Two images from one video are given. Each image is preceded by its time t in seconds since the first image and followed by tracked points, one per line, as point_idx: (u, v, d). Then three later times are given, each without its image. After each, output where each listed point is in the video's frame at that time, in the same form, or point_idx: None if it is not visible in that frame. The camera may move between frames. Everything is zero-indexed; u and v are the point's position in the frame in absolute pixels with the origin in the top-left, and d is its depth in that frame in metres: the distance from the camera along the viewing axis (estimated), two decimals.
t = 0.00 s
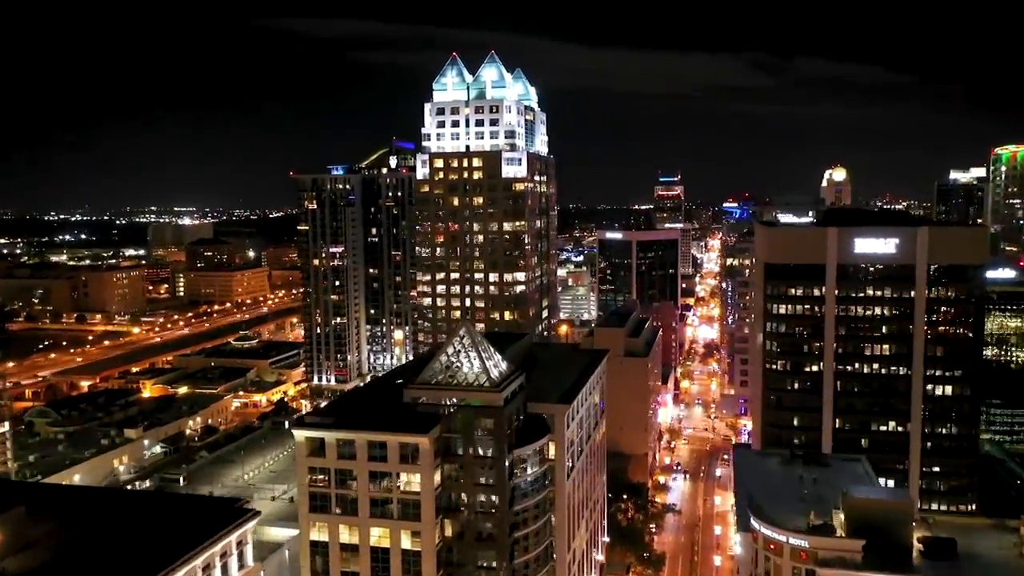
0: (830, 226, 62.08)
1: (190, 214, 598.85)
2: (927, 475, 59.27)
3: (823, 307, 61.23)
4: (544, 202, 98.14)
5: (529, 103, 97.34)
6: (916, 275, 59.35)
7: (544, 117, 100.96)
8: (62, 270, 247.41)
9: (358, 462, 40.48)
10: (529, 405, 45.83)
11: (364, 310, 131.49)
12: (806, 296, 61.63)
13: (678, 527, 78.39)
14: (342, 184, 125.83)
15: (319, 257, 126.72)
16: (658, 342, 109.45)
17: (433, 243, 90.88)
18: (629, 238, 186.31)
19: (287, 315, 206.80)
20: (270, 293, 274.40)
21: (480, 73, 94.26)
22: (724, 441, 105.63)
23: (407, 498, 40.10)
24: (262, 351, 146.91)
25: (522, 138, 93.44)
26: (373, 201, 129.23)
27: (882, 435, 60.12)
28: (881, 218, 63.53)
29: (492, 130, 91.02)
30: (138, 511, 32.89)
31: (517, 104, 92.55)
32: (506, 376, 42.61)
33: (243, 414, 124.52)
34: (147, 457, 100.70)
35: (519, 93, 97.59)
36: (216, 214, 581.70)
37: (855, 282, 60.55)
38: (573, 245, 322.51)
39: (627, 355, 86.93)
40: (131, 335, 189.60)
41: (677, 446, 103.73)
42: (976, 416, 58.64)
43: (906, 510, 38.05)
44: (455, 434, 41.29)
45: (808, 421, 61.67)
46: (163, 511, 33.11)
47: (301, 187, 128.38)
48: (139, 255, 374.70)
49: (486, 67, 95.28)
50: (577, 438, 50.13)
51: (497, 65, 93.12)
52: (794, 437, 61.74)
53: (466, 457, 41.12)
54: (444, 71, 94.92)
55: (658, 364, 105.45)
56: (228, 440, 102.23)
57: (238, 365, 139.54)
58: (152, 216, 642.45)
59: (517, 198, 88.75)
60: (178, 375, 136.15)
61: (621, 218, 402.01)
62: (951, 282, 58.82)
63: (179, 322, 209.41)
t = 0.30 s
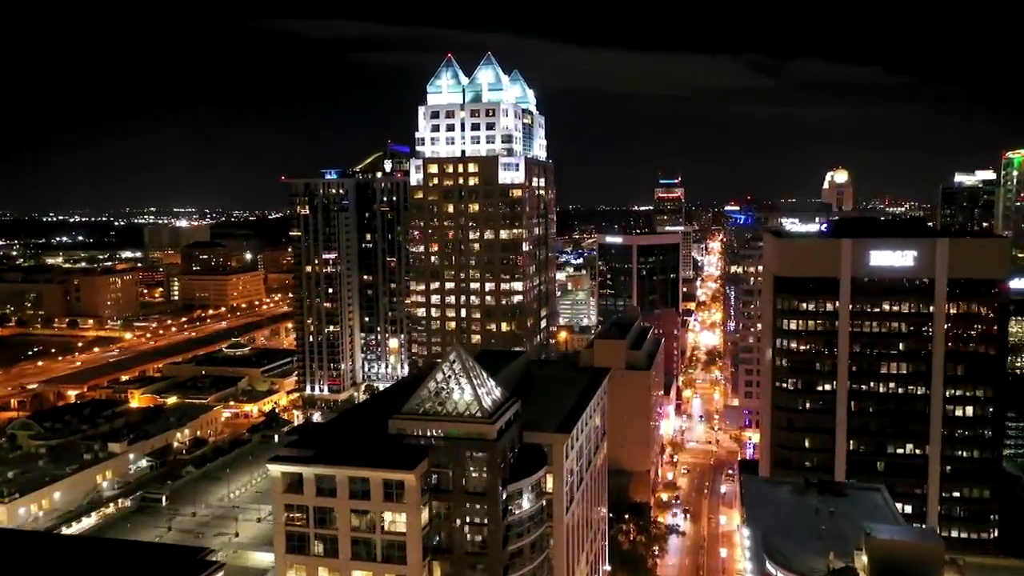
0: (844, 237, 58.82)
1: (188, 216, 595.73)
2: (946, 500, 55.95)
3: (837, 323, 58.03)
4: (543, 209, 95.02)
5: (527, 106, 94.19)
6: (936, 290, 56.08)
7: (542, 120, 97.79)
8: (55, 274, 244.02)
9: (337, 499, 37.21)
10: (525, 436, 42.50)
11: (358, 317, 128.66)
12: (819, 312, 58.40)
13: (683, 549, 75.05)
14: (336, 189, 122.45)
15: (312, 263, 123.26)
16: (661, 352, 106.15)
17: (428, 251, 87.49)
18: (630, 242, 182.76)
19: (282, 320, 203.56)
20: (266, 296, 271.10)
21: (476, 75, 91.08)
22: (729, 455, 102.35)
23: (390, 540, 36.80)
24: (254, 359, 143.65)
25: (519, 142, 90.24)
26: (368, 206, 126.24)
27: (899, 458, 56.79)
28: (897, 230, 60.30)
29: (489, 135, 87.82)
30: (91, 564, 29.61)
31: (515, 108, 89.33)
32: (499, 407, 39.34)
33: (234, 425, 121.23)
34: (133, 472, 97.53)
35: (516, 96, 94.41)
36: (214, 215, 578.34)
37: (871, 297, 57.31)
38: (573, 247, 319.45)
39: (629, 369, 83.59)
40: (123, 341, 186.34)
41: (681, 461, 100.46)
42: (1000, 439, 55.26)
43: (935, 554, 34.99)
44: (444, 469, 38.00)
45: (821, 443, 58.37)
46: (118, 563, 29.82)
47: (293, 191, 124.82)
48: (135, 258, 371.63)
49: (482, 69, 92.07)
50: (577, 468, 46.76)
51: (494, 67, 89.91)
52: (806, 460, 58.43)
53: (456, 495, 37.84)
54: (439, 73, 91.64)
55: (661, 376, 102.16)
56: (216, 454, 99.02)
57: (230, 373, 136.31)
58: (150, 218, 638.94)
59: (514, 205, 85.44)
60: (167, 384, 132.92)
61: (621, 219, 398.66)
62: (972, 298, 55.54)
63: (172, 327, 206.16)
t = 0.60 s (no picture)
0: (860, 248, 55.60)
1: (186, 216, 592.33)
2: (969, 527, 52.71)
3: (853, 339, 54.77)
4: (542, 215, 91.88)
5: (525, 108, 91.05)
6: (959, 304, 52.88)
7: (541, 123, 94.67)
8: (47, 277, 240.41)
9: (316, 542, 33.91)
10: (522, 467, 39.26)
11: (351, 324, 125.39)
12: (834, 328, 55.08)
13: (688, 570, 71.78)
14: (329, 193, 119.15)
15: (304, 270, 119.40)
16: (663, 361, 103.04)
17: (422, 259, 84.22)
18: (629, 246, 178.89)
19: (277, 324, 200.12)
20: (261, 299, 267.58)
21: (472, 76, 87.82)
22: (734, 468, 99.02)
23: None
24: (246, 366, 140.22)
25: (517, 146, 86.98)
26: (361, 209, 123.64)
27: (919, 482, 53.52)
28: (915, 240, 57.14)
29: (485, 138, 84.62)
30: None
31: (512, 110, 86.10)
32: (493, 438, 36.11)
33: (224, 435, 117.79)
34: (117, 486, 94.23)
35: (514, 97, 91.18)
36: (211, 216, 574.65)
37: (889, 312, 54.10)
38: (572, 249, 316.15)
39: (632, 382, 80.40)
40: (114, 346, 182.94)
41: (684, 474, 97.38)
42: None
43: None
44: (434, 507, 34.74)
45: (836, 464, 55.12)
46: None
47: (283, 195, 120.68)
48: (131, 260, 368.25)
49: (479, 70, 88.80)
50: (578, 499, 43.46)
51: (491, 67, 86.72)
52: (819, 483, 55.10)
53: (446, 536, 34.59)
54: (434, 74, 88.33)
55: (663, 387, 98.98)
56: (203, 467, 95.68)
57: (220, 381, 132.90)
58: (147, 218, 635.28)
59: (511, 211, 82.26)
60: (157, 392, 129.48)
61: (621, 219, 395.30)
62: (998, 313, 52.30)
63: (165, 332, 202.80)
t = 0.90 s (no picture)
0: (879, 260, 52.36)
1: (182, 216, 588.46)
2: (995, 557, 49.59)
3: (873, 357, 51.51)
4: (541, 221, 88.63)
5: (524, 110, 87.86)
6: (985, 319, 49.70)
7: (539, 125, 91.47)
8: (39, 279, 236.88)
9: None
10: (520, 506, 36.06)
11: (345, 330, 122.34)
12: (852, 344, 51.86)
13: None
14: (322, 196, 116.03)
15: (297, 275, 116.21)
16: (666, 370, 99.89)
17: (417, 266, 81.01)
18: (630, 249, 175.94)
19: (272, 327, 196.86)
20: (257, 302, 264.16)
21: (469, 77, 84.60)
22: (739, 481, 95.87)
23: None
24: (238, 373, 136.95)
25: (516, 149, 83.88)
26: (355, 213, 120.54)
27: (942, 509, 50.38)
28: (936, 251, 53.92)
29: (482, 141, 81.39)
30: None
31: (510, 112, 82.91)
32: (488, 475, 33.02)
33: (214, 445, 114.49)
34: (101, 501, 90.93)
35: (512, 98, 88.09)
36: (208, 216, 571.04)
37: (910, 328, 50.90)
38: (572, 249, 313.02)
39: (635, 396, 77.10)
40: (105, 351, 179.66)
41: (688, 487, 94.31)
42: None
43: None
44: (423, 553, 31.57)
45: (854, 489, 51.94)
46: None
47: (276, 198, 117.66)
48: (126, 261, 364.48)
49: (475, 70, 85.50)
50: (581, 535, 40.19)
51: (488, 68, 83.52)
52: (835, 508, 51.97)
53: None
54: (429, 74, 85.09)
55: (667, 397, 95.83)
56: (191, 481, 92.41)
57: (211, 390, 129.64)
58: (144, 217, 628.85)
59: (509, 217, 79.22)
60: (146, 400, 126.18)
61: (620, 219, 391.94)
62: None
63: (158, 335, 199.47)
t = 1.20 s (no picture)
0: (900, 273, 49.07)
1: (180, 216, 584.59)
2: None
3: (894, 377, 48.24)
4: (540, 227, 85.41)
5: (522, 113, 84.78)
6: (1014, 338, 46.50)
7: (539, 129, 88.31)
8: (31, 282, 233.48)
9: None
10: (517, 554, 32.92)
11: (339, 338, 119.16)
12: (871, 364, 48.59)
13: None
14: (315, 201, 113.30)
15: (289, 282, 113.01)
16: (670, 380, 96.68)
17: (412, 275, 77.81)
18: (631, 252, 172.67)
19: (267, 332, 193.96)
20: (253, 304, 261.07)
21: (465, 78, 81.35)
22: (745, 495, 92.46)
23: None
24: (230, 381, 133.57)
25: (514, 153, 80.68)
26: (350, 217, 117.94)
27: (968, 539, 47.22)
28: (960, 264, 50.75)
29: (479, 145, 78.19)
30: None
31: (508, 114, 79.79)
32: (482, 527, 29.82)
33: (204, 457, 111.13)
34: (84, 518, 87.53)
35: (510, 100, 84.91)
36: (207, 216, 567.39)
37: (934, 347, 47.61)
38: (571, 251, 309.79)
39: (638, 410, 73.86)
40: (97, 356, 176.20)
41: (692, 502, 91.06)
42: None
43: None
44: None
45: (874, 516, 48.70)
46: None
47: (268, 203, 114.53)
48: (122, 263, 360.78)
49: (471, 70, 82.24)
50: None
51: (485, 69, 80.37)
52: (854, 538, 48.84)
53: None
54: (423, 75, 81.89)
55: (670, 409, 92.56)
56: (177, 497, 89.06)
57: (202, 398, 126.51)
58: (141, 218, 624.71)
59: (507, 224, 75.99)
60: (135, 409, 122.85)
61: (620, 220, 389.01)
62: None
63: (151, 340, 196.07)
